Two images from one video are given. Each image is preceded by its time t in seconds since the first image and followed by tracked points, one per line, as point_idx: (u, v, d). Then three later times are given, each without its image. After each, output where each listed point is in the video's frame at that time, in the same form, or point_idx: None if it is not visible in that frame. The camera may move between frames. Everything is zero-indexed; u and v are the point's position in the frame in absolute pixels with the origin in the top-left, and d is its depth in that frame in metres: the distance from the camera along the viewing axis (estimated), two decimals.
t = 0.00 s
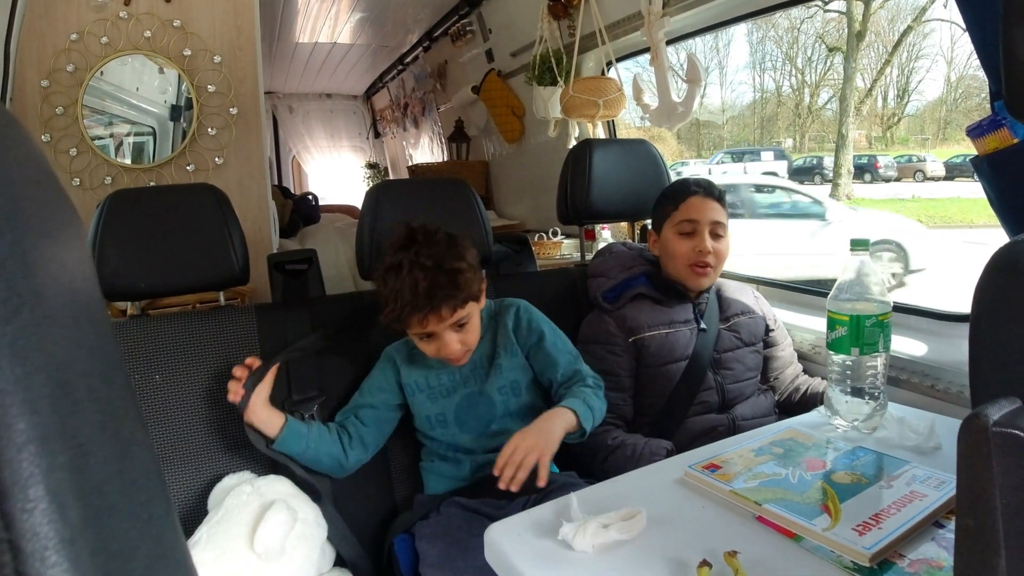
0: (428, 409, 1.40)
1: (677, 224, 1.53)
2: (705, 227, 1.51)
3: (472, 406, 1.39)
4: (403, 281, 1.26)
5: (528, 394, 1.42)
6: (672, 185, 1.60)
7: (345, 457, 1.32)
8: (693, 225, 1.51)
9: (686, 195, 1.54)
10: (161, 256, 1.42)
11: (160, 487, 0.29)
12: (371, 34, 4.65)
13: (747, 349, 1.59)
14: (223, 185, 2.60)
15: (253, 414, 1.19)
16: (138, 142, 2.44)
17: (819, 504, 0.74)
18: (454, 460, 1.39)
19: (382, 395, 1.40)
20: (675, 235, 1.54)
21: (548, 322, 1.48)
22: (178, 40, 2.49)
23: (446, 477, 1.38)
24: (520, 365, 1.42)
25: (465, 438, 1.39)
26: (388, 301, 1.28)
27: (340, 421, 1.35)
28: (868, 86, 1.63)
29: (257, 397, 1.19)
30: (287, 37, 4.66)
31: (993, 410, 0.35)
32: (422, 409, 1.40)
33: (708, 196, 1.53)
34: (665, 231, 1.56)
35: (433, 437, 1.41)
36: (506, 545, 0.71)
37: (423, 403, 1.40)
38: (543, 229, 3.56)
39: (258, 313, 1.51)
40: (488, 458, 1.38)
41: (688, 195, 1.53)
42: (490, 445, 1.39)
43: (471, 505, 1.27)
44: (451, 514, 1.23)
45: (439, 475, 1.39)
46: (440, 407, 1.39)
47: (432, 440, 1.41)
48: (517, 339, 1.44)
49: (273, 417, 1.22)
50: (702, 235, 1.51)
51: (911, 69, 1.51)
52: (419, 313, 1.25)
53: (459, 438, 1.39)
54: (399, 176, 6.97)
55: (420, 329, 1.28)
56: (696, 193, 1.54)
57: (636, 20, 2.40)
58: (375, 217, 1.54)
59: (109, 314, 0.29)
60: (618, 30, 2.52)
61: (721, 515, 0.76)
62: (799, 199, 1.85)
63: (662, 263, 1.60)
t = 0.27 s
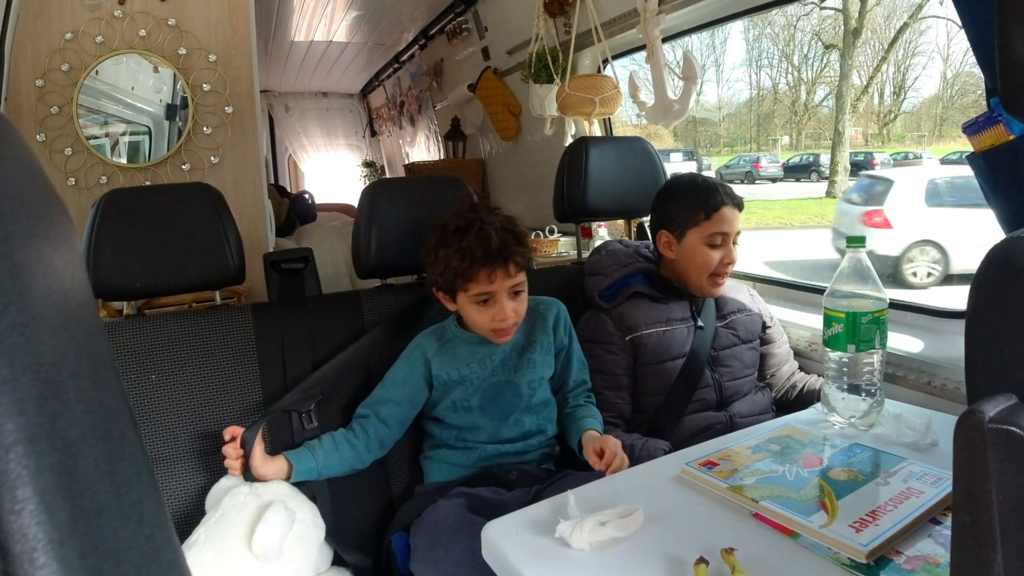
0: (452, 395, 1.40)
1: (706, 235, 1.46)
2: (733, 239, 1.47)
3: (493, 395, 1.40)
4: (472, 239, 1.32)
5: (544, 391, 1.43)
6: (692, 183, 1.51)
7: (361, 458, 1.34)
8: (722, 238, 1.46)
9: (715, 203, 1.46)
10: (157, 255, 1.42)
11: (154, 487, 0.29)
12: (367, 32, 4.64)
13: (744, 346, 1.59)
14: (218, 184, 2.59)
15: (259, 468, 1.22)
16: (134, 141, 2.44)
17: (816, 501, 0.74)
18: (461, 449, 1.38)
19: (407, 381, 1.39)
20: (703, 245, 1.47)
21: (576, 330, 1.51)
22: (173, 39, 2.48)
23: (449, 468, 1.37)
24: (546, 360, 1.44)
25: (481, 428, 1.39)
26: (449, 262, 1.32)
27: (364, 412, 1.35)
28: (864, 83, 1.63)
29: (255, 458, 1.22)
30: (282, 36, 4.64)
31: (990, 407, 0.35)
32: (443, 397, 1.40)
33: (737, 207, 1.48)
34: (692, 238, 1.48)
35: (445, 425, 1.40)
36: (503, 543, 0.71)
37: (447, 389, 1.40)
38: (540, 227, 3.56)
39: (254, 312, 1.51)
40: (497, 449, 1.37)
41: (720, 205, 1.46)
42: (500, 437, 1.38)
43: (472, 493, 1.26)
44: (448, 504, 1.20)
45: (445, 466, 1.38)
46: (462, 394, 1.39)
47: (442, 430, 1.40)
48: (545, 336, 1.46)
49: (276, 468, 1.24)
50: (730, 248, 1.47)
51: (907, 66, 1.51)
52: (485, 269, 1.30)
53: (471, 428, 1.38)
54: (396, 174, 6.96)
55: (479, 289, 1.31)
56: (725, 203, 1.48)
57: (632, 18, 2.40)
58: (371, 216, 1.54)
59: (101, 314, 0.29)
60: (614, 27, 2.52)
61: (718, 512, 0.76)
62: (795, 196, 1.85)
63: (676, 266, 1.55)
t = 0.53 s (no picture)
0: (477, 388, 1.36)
1: (697, 242, 1.46)
2: (725, 245, 1.47)
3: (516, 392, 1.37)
4: (532, 224, 1.30)
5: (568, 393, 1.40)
6: (682, 189, 1.50)
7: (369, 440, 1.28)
8: (714, 244, 1.46)
9: (705, 210, 1.45)
10: (156, 255, 1.42)
11: (154, 487, 0.29)
12: (365, 32, 4.64)
13: (743, 345, 1.59)
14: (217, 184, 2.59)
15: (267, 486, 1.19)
16: (132, 141, 2.43)
17: (814, 500, 0.74)
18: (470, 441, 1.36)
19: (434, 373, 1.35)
20: (693, 251, 1.47)
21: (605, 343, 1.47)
22: (171, 38, 2.48)
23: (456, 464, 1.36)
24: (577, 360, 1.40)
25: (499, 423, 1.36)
26: (503, 245, 1.30)
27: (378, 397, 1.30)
28: (862, 83, 1.63)
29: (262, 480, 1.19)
30: (280, 35, 4.64)
31: (988, 405, 0.35)
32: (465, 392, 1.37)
33: (728, 211, 1.47)
34: (682, 245, 1.49)
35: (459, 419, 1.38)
36: (502, 543, 0.71)
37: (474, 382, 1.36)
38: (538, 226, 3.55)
39: (253, 312, 1.51)
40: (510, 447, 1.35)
41: (710, 211, 1.45)
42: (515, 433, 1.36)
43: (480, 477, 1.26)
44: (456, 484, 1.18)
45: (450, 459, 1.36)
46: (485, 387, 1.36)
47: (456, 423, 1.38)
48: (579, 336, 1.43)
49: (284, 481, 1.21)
50: (722, 254, 1.47)
51: (906, 65, 1.52)
52: (540, 254, 1.28)
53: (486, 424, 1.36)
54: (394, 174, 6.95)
55: (530, 275, 1.28)
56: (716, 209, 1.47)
57: (630, 18, 2.40)
58: (369, 217, 1.54)
59: (100, 314, 0.29)
60: (612, 26, 2.52)
61: (716, 511, 0.76)
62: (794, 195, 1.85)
63: (670, 270, 1.56)
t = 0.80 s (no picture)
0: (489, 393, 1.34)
1: (690, 241, 1.46)
2: (719, 246, 1.46)
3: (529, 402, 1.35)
4: (556, 273, 1.17)
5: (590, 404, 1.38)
6: (677, 189, 1.50)
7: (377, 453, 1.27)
8: (707, 245, 1.46)
9: (699, 209, 1.45)
10: (156, 255, 1.41)
11: (152, 489, 0.28)
12: (365, 32, 4.63)
13: (744, 345, 1.59)
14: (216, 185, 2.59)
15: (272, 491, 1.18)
16: (132, 141, 2.43)
17: (814, 500, 0.74)
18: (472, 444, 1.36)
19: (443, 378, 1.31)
20: (687, 250, 1.47)
21: (625, 367, 1.44)
22: (171, 39, 2.48)
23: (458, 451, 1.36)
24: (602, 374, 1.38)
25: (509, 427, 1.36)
26: (523, 292, 1.18)
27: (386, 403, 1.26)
28: (862, 82, 1.63)
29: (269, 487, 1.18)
30: (280, 35, 4.64)
31: (987, 405, 0.35)
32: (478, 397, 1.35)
33: (721, 211, 1.47)
34: (675, 243, 1.48)
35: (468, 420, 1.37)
36: (502, 543, 0.71)
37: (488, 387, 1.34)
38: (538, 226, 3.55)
39: (252, 312, 1.51)
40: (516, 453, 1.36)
41: (703, 211, 1.45)
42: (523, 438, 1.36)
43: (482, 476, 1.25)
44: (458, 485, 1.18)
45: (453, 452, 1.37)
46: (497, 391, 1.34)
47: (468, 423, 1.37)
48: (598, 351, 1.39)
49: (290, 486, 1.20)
50: (716, 253, 1.46)
51: (906, 64, 1.52)
52: (561, 307, 1.16)
53: (494, 430, 1.35)
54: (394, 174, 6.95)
55: (549, 326, 1.18)
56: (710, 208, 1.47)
57: (629, 17, 2.40)
58: (369, 217, 1.54)
59: (99, 315, 0.29)
60: (612, 26, 2.52)
61: (716, 510, 0.76)
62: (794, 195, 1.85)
63: (664, 270, 1.55)
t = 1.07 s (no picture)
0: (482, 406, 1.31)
1: (691, 237, 1.46)
2: (719, 243, 1.46)
3: (524, 409, 1.32)
4: (547, 292, 1.11)
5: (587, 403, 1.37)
6: (680, 187, 1.50)
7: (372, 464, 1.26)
8: (707, 242, 1.45)
9: (700, 206, 1.45)
10: (154, 255, 1.41)
11: (150, 489, 0.28)
12: (364, 31, 4.63)
13: (744, 343, 1.61)
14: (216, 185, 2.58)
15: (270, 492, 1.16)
16: (131, 141, 2.43)
17: (814, 499, 0.74)
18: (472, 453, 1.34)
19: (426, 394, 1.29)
20: (686, 246, 1.47)
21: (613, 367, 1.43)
22: (169, 39, 2.48)
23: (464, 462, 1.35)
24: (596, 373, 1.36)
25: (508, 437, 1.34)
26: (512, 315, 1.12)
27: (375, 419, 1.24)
28: (861, 81, 1.63)
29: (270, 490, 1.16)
30: (278, 35, 4.63)
31: (987, 404, 0.35)
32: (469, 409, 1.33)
33: (723, 209, 1.46)
34: (675, 239, 1.48)
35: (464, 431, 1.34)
36: (501, 543, 0.71)
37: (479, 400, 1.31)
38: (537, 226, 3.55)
39: (252, 313, 1.51)
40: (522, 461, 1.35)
41: (704, 207, 1.45)
42: (523, 446, 1.35)
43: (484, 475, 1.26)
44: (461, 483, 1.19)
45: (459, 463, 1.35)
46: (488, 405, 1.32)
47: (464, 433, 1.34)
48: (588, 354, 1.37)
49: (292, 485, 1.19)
50: (715, 251, 1.46)
51: (905, 64, 1.52)
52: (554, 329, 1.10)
53: (495, 442, 1.33)
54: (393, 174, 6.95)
55: (541, 347, 1.12)
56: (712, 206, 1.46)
57: (628, 17, 2.39)
58: (367, 217, 1.54)
59: (96, 315, 0.28)
60: (611, 26, 2.52)
61: (716, 510, 0.76)
62: (794, 194, 1.85)
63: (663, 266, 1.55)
